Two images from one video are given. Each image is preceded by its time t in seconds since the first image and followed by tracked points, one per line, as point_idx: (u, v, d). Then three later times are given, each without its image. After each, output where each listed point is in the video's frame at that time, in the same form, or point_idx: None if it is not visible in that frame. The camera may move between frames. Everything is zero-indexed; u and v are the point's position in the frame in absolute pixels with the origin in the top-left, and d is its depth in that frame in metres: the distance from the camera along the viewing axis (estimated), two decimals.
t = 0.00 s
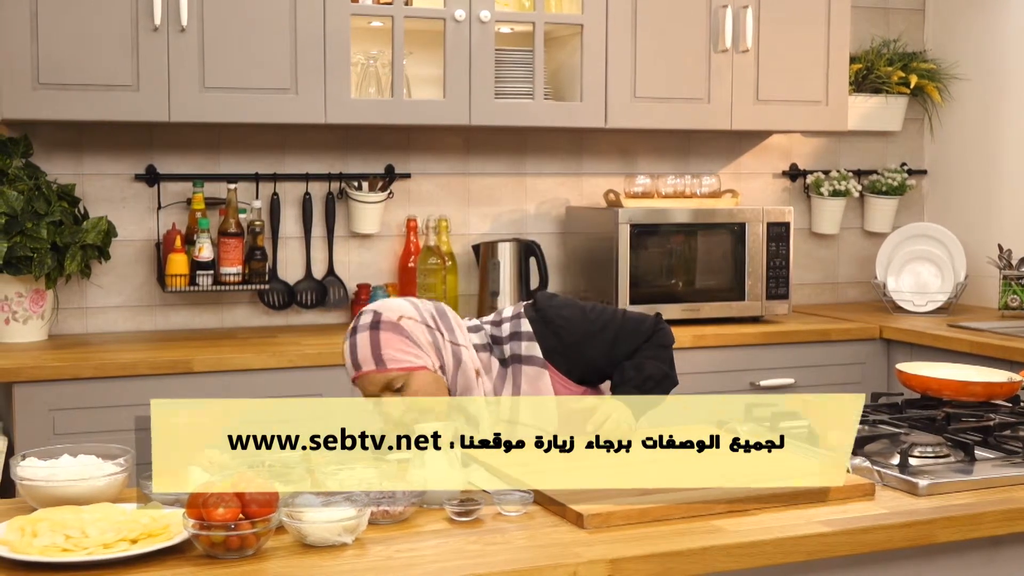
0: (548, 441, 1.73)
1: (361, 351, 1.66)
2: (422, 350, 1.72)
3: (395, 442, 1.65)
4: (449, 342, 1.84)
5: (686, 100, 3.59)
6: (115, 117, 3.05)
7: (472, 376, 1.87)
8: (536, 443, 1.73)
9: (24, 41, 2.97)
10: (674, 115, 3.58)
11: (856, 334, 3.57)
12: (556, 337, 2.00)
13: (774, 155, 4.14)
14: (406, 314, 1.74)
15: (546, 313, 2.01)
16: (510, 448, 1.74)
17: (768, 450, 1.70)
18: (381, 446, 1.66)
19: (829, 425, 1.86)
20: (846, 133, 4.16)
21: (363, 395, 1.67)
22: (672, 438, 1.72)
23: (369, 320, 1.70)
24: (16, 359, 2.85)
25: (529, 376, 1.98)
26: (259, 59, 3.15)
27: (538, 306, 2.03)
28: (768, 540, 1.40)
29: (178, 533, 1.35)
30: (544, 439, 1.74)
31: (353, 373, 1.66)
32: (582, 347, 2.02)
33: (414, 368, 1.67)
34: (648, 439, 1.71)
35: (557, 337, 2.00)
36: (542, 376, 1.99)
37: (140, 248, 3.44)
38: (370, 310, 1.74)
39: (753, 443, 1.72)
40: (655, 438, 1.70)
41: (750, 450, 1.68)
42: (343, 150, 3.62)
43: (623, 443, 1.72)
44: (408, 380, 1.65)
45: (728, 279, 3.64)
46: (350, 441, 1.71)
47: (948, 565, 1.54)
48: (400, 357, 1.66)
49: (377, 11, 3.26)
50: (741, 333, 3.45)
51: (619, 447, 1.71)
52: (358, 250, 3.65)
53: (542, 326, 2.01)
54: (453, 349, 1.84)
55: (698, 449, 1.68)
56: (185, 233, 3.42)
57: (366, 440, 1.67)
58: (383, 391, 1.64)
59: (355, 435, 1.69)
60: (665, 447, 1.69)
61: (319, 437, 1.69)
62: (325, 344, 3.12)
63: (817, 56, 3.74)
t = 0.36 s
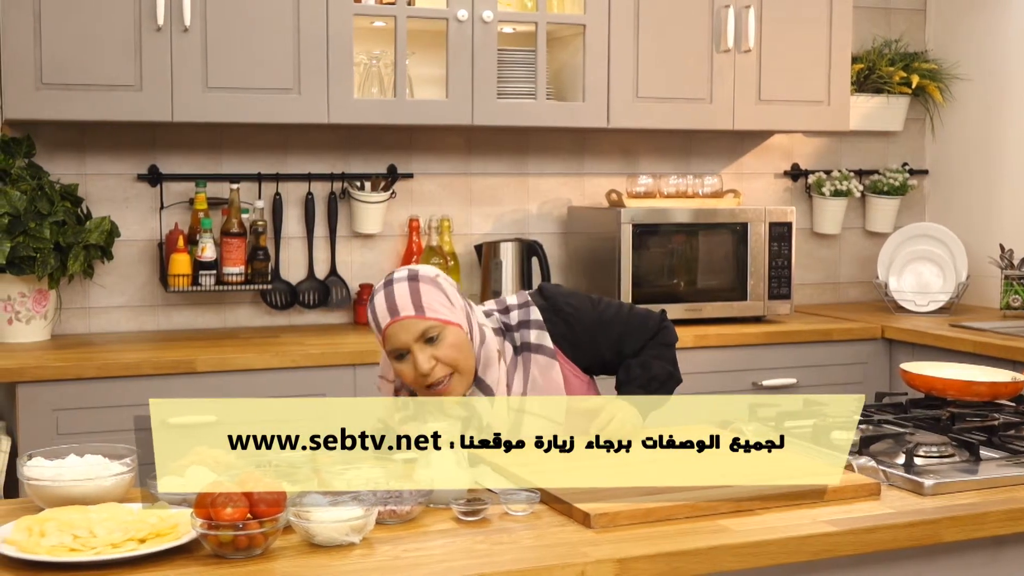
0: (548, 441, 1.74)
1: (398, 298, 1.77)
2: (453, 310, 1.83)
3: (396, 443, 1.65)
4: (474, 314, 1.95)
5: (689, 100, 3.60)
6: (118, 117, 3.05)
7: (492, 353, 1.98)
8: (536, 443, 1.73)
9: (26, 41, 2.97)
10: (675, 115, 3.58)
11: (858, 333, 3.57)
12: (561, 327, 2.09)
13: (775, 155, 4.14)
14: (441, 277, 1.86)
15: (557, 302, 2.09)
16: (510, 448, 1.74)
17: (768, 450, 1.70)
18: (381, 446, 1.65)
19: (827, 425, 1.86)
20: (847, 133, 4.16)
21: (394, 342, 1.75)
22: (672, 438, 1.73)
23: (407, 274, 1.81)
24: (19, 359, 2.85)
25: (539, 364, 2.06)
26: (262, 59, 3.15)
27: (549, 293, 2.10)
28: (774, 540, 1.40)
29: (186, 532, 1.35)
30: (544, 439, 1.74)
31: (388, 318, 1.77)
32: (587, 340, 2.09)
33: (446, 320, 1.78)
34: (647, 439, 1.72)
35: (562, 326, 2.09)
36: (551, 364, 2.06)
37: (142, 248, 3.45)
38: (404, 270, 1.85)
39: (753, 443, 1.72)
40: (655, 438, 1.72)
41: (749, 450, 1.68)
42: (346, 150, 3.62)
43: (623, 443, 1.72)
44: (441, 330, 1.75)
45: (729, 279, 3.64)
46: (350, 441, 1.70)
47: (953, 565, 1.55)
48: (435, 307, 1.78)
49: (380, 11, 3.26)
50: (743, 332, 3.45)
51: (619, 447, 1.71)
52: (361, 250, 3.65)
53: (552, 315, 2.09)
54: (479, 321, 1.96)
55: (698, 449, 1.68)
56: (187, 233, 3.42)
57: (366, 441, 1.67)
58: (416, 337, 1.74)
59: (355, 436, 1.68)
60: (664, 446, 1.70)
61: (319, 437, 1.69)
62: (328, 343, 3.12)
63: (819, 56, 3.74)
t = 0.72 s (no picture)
0: (548, 441, 1.74)
1: (413, 238, 1.75)
2: (464, 253, 1.81)
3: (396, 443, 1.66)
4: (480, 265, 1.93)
5: (688, 101, 3.60)
6: (117, 117, 3.05)
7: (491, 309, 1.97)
8: (536, 444, 1.74)
9: (26, 41, 2.97)
10: (674, 115, 3.58)
11: (856, 333, 3.58)
12: (563, 301, 2.07)
13: (774, 155, 4.15)
14: (453, 221, 1.83)
15: (562, 274, 2.07)
16: (510, 448, 1.75)
17: (768, 450, 1.70)
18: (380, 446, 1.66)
19: (823, 425, 1.87)
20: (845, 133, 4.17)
21: (402, 281, 1.73)
22: (671, 438, 1.73)
23: (422, 215, 1.78)
24: (18, 359, 2.85)
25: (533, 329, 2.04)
26: (261, 59, 3.15)
27: (558, 263, 2.09)
28: (777, 539, 1.40)
29: (190, 531, 1.35)
30: (544, 439, 1.75)
31: (400, 257, 1.74)
32: (586, 319, 2.06)
33: (457, 264, 1.77)
34: (647, 439, 1.73)
35: (563, 299, 2.07)
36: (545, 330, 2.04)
37: (141, 248, 3.44)
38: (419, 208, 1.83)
39: (754, 443, 1.72)
40: (655, 438, 1.72)
41: (750, 450, 1.68)
42: (344, 151, 3.62)
43: (623, 443, 1.72)
44: (451, 275, 1.74)
45: (727, 279, 3.64)
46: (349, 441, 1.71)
47: (956, 564, 1.55)
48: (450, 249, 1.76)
49: (379, 11, 3.26)
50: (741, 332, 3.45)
51: (619, 447, 1.71)
52: (359, 250, 3.65)
53: (555, 285, 2.07)
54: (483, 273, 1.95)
55: (698, 449, 1.69)
56: (186, 233, 3.42)
57: (366, 440, 1.67)
58: (425, 277, 1.73)
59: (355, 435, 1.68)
60: (664, 446, 1.70)
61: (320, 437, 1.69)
62: (327, 343, 3.12)
63: (817, 56, 3.74)
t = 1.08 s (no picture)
0: (548, 441, 1.73)
1: (454, 162, 1.89)
2: (497, 192, 1.95)
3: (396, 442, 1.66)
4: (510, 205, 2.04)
5: (681, 101, 3.61)
6: (111, 117, 3.05)
7: (508, 252, 2.04)
8: (536, 443, 1.73)
9: (20, 42, 2.97)
10: (667, 115, 3.59)
11: (849, 332, 3.59)
12: (581, 275, 2.10)
13: (767, 155, 4.16)
14: (496, 159, 1.98)
15: (588, 252, 2.11)
16: (510, 448, 1.74)
17: (768, 450, 1.69)
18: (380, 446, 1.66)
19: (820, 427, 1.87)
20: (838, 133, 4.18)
21: (433, 200, 1.89)
22: (671, 438, 1.73)
23: (468, 143, 1.93)
24: (13, 359, 2.84)
25: (538, 284, 2.07)
26: (255, 59, 3.15)
27: (590, 238, 2.13)
28: (774, 538, 1.41)
29: (187, 531, 1.35)
30: (544, 439, 1.74)
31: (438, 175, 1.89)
32: (598, 299, 2.09)
33: (488, 199, 1.91)
34: (647, 439, 1.73)
35: (582, 275, 2.09)
36: (549, 289, 2.07)
37: (135, 248, 3.44)
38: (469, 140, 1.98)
39: (754, 443, 1.72)
40: (655, 438, 1.73)
41: (750, 450, 1.68)
42: (338, 151, 3.62)
43: (623, 443, 1.70)
44: (480, 207, 1.89)
45: (721, 279, 3.65)
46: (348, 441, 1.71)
47: (952, 562, 1.56)
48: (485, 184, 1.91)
49: (373, 11, 3.26)
50: (735, 332, 3.46)
51: (619, 447, 1.70)
52: (353, 250, 3.65)
53: (579, 251, 2.11)
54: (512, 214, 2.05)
55: (699, 449, 1.69)
56: (180, 233, 3.42)
57: (365, 441, 1.67)
58: (455, 203, 1.87)
59: (354, 436, 1.68)
60: (665, 446, 1.71)
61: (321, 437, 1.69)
62: (321, 343, 3.12)
63: (810, 57, 3.75)
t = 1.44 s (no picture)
0: (548, 440, 1.73)
1: (518, 118, 2.07)
2: (555, 153, 2.12)
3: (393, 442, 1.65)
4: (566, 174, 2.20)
5: (673, 101, 3.61)
6: (103, 117, 3.04)
7: (554, 211, 2.18)
8: (536, 443, 1.73)
9: (12, 42, 2.96)
10: (659, 115, 3.60)
11: (841, 332, 3.60)
12: (617, 258, 2.15)
13: (758, 156, 4.17)
14: (559, 123, 2.15)
15: (631, 251, 2.16)
16: (510, 448, 1.74)
17: (768, 450, 1.69)
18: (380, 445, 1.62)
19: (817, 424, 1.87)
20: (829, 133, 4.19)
21: (493, 150, 2.07)
22: (672, 437, 1.72)
23: (535, 104, 2.10)
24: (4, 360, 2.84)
25: (573, 245, 2.15)
26: (247, 59, 3.15)
27: (638, 236, 2.20)
28: (767, 537, 1.41)
29: (181, 532, 1.35)
30: (543, 438, 1.73)
31: (501, 128, 2.06)
32: (627, 283, 2.13)
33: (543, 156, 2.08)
34: (647, 439, 1.72)
35: (619, 267, 2.15)
36: (582, 253, 2.14)
37: (126, 248, 3.43)
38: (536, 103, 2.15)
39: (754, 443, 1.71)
40: (656, 438, 1.71)
41: (750, 450, 1.68)
42: (330, 151, 3.61)
43: (623, 442, 1.70)
44: (534, 162, 2.07)
45: (713, 279, 3.65)
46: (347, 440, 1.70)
47: (945, 561, 1.56)
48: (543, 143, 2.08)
49: (365, 11, 3.25)
50: (727, 332, 3.46)
51: (619, 447, 1.69)
52: (345, 250, 3.65)
53: (622, 239, 2.17)
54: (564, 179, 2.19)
55: (699, 449, 1.69)
56: (171, 233, 3.41)
57: (365, 440, 1.64)
58: (513, 155, 2.05)
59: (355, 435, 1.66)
60: (665, 446, 1.70)
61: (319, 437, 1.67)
62: (314, 343, 3.12)
63: (801, 57, 3.76)
